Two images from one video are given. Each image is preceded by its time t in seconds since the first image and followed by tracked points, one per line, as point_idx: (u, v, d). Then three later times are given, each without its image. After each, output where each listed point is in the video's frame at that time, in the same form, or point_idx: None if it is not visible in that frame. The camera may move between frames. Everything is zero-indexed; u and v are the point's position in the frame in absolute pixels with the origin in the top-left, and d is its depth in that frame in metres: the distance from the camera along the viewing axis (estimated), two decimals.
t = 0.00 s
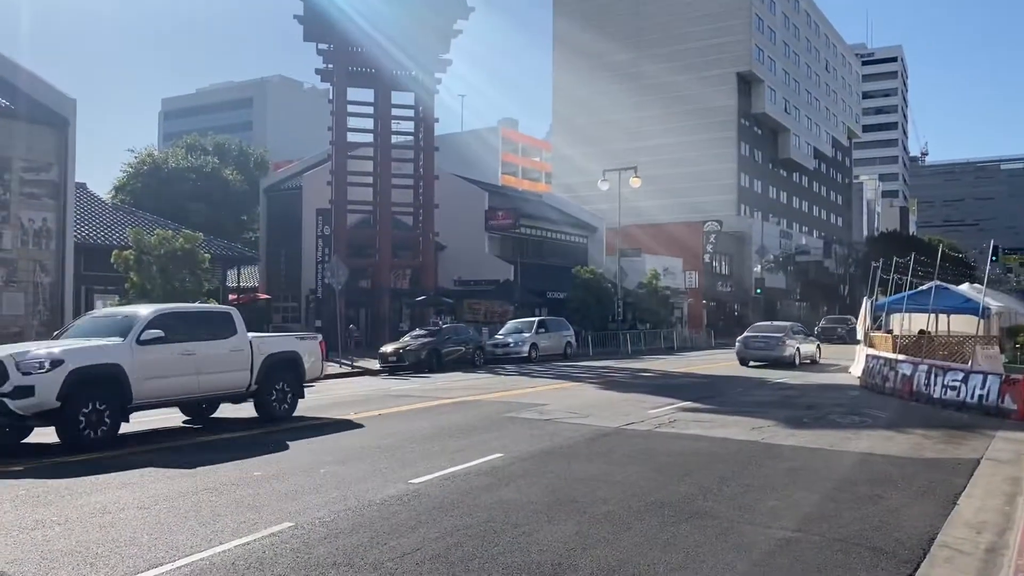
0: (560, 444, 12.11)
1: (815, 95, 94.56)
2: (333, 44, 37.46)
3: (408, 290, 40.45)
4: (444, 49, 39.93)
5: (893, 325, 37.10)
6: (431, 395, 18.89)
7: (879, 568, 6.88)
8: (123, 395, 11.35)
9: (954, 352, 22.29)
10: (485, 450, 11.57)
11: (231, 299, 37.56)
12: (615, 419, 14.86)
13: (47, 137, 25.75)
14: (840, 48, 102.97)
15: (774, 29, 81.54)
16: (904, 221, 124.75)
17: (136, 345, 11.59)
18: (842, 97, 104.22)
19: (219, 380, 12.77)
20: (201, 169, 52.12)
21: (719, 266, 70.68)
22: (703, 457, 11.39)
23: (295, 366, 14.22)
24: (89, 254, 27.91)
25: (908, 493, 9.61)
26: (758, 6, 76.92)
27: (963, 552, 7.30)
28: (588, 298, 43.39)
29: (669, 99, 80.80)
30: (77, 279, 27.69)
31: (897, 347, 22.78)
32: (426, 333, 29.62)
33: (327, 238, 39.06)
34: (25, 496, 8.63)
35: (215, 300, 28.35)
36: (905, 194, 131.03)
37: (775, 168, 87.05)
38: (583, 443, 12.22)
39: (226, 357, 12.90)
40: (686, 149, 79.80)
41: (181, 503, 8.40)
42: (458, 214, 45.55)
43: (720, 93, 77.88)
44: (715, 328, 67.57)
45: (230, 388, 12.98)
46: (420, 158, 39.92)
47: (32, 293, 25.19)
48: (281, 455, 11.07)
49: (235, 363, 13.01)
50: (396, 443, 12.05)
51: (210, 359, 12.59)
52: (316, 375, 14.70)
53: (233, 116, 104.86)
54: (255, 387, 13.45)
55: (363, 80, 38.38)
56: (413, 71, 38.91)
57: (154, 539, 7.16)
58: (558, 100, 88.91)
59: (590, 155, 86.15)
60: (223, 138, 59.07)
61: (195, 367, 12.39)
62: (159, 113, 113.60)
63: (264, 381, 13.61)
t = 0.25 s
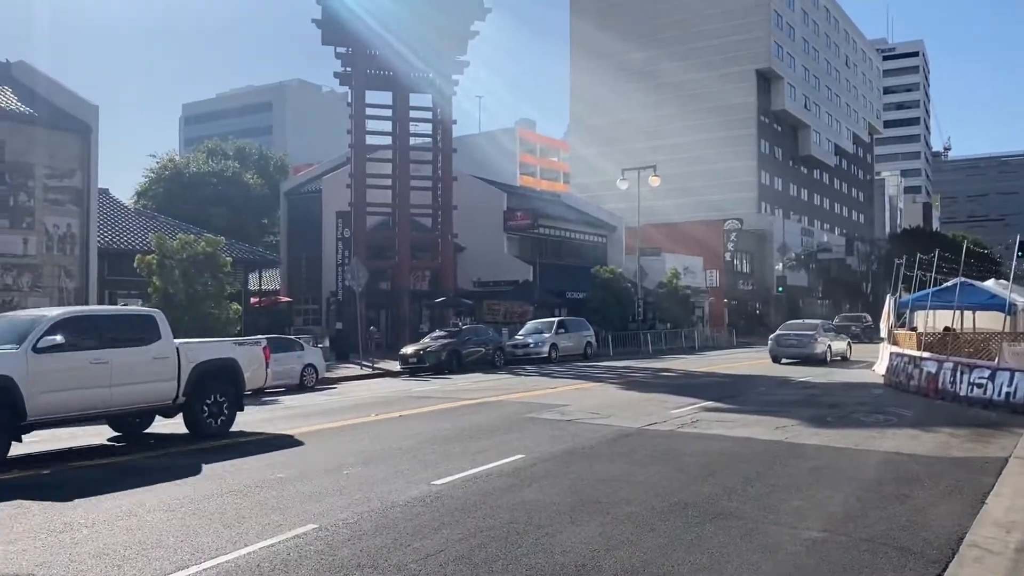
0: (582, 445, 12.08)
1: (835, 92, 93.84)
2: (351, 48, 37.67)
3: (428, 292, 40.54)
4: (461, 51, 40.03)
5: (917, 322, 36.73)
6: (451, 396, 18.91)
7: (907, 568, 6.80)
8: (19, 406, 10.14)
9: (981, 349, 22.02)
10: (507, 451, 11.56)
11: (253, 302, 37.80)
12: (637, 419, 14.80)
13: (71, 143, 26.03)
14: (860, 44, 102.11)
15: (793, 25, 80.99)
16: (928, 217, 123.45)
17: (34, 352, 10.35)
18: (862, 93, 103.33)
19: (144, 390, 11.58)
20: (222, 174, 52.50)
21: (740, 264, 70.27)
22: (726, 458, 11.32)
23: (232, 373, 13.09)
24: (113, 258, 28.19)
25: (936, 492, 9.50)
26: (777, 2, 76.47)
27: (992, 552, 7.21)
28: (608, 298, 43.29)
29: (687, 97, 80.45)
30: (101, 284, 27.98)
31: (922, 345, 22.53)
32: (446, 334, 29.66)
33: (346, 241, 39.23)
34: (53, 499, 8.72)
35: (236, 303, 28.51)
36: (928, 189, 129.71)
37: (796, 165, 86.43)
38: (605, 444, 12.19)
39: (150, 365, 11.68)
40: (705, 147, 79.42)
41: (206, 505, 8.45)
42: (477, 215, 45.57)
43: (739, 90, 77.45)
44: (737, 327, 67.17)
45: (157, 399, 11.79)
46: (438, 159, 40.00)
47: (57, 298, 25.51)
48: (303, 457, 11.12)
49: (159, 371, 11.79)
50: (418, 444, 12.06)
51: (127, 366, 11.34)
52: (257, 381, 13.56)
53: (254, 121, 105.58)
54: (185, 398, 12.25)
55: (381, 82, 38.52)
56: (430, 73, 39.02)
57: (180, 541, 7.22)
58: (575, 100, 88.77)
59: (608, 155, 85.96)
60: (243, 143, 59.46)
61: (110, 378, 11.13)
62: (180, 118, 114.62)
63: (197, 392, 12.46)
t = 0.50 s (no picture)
0: (606, 449, 12.03)
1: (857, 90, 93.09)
2: (369, 55, 37.92)
3: (449, 297, 40.60)
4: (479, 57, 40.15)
5: (944, 322, 36.31)
6: (474, 401, 18.92)
7: (937, 572, 6.70)
8: None
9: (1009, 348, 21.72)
10: (530, 456, 11.54)
11: (276, 309, 38.03)
12: (660, 423, 14.73)
13: (95, 155, 26.36)
14: (881, 41, 101.22)
15: (813, 24, 80.43)
16: (953, 215, 122.03)
17: None
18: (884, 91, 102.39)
19: (20, 414, 10.16)
20: (244, 183, 52.94)
21: (763, 265, 69.81)
22: (752, 461, 11.22)
23: (141, 394, 11.71)
24: (138, 268, 28.49)
25: (966, 494, 9.36)
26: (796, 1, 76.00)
27: None
28: (629, 301, 43.15)
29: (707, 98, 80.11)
30: (127, 294, 28.27)
31: (949, 344, 22.25)
32: (467, 339, 29.71)
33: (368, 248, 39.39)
34: (81, 508, 8.80)
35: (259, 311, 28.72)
36: (952, 187, 128.28)
37: (818, 165, 85.78)
38: (629, 448, 12.13)
39: (31, 385, 10.34)
40: (726, 148, 79.03)
41: (232, 513, 8.50)
42: (497, 220, 45.62)
43: (759, 90, 77.02)
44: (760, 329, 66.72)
45: (40, 423, 10.39)
46: (458, 165, 40.10)
47: (83, 308, 25.85)
48: (327, 464, 11.17)
49: (46, 392, 10.43)
50: (441, 450, 12.07)
51: None
52: (173, 406, 12.09)
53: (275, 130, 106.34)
54: (78, 421, 10.87)
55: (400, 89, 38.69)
56: (449, 79, 39.16)
57: (206, 548, 7.27)
58: (594, 103, 88.66)
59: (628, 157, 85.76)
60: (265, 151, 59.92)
61: None
62: (202, 128, 115.79)
63: (93, 414, 11.04)
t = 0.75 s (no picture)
0: (621, 455, 11.99)
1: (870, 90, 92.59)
2: (381, 63, 38.09)
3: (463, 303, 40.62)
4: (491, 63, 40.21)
5: (962, 322, 36.03)
6: (489, 407, 18.91)
7: None
8: None
9: None
10: (546, 462, 11.52)
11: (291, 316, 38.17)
12: (676, 427, 14.67)
13: (111, 165, 26.55)
14: (895, 42, 100.68)
15: (825, 25, 80.09)
16: (970, 215, 121.08)
17: None
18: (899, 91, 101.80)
19: None
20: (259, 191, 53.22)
21: (778, 267, 69.48)
22: (768, 465, 11.15)
23: (33, 412, 10.14)
24: (154, 277, 28.66)
25: (986, 497, 9.25)
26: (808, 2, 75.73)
27: None
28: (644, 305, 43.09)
29: (720, 101, 79.86)
30: (144, 303, 28.44)
31: (967, 345, 22.06)
32: (481, 344, 29.75)
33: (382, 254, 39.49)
34: (102, 516, 8.90)
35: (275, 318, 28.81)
36: (969, 187, 127.34)
37: (832, 166, 85.35)
38: (645, 453, 12.08)
39: None
40: (739, 151, 78.77)
41: (249, 521, 8.54)
42: (510, 226, 45.64)
43: (772, 92, 76.74)
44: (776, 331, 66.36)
45: None
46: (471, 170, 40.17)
47: (100, 317, 26.02)
48: (343, 471, 11.18)
49: None
50: (455, 456, 12.07)
51: None
52: (74, 427, 10.55)
53: (289, 138, 106.81)
54: None
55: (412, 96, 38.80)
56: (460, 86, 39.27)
57: (223, 556, 7.29)
58: (607, 107, 88.62)
59: (642, 161, 85.59)
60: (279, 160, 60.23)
61: None
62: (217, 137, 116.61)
63: None
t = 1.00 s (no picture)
0: (636, 462, 11.94)
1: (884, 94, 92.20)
2: (394, 72, 38.26)
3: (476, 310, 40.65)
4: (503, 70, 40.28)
5: (979, 326, 35.73)
6: (503, 414, 18.88)
7: None
8: None
9: None
10: (560, 469, 11.48)
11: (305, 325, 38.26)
12: (691, 434, 14.60)
13: (126, 176, 26.77)
14: (908, 45, 100.26)
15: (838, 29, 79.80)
16: (987, 218, 120.14)
17: None
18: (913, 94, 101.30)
19: None
20: (273, 201, 53.49)
21: (793, 272, 69.18)
22: (785, 471, 11.07)
23: None
24: (170, 287, 28.84)
25: (1006, 503, 9.15)
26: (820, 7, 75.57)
27: None
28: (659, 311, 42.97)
29: (732, 106, 79.69)
30: (159, 313, 28.60)
31: (984, 350, 21.85)
32: (495, 351, 29.74)
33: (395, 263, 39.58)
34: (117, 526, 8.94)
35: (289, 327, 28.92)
36: (985, 190, 126.37)
37: (846, 170, 84.95)
38: (660, 460, 12.02)
39: None
40: (752, 156, 78.52)
41: (263, 530, 8.55)
42: (523, 233, 45.64)
43: (785, 96, 76.53)
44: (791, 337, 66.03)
45: None
46: (483, 178, 40.23)
47: (116, 327, 26.19)
48: (358, 479, 11.19)
49: None
50: (470, 464, 12.05)
51: None
52: None
53: (303, 147, 107.33)
54: None
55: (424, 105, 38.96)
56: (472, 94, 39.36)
57: (239, 565, 7.31)
58: (619, 114, 88.61)
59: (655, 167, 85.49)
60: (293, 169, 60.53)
61: None
62: (231, 147, 117.38)
63: None
